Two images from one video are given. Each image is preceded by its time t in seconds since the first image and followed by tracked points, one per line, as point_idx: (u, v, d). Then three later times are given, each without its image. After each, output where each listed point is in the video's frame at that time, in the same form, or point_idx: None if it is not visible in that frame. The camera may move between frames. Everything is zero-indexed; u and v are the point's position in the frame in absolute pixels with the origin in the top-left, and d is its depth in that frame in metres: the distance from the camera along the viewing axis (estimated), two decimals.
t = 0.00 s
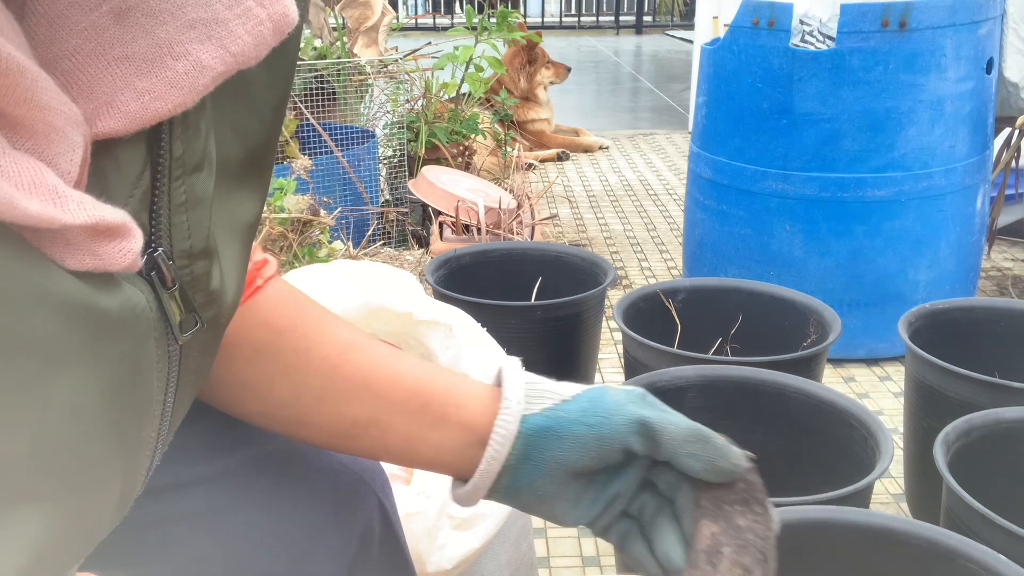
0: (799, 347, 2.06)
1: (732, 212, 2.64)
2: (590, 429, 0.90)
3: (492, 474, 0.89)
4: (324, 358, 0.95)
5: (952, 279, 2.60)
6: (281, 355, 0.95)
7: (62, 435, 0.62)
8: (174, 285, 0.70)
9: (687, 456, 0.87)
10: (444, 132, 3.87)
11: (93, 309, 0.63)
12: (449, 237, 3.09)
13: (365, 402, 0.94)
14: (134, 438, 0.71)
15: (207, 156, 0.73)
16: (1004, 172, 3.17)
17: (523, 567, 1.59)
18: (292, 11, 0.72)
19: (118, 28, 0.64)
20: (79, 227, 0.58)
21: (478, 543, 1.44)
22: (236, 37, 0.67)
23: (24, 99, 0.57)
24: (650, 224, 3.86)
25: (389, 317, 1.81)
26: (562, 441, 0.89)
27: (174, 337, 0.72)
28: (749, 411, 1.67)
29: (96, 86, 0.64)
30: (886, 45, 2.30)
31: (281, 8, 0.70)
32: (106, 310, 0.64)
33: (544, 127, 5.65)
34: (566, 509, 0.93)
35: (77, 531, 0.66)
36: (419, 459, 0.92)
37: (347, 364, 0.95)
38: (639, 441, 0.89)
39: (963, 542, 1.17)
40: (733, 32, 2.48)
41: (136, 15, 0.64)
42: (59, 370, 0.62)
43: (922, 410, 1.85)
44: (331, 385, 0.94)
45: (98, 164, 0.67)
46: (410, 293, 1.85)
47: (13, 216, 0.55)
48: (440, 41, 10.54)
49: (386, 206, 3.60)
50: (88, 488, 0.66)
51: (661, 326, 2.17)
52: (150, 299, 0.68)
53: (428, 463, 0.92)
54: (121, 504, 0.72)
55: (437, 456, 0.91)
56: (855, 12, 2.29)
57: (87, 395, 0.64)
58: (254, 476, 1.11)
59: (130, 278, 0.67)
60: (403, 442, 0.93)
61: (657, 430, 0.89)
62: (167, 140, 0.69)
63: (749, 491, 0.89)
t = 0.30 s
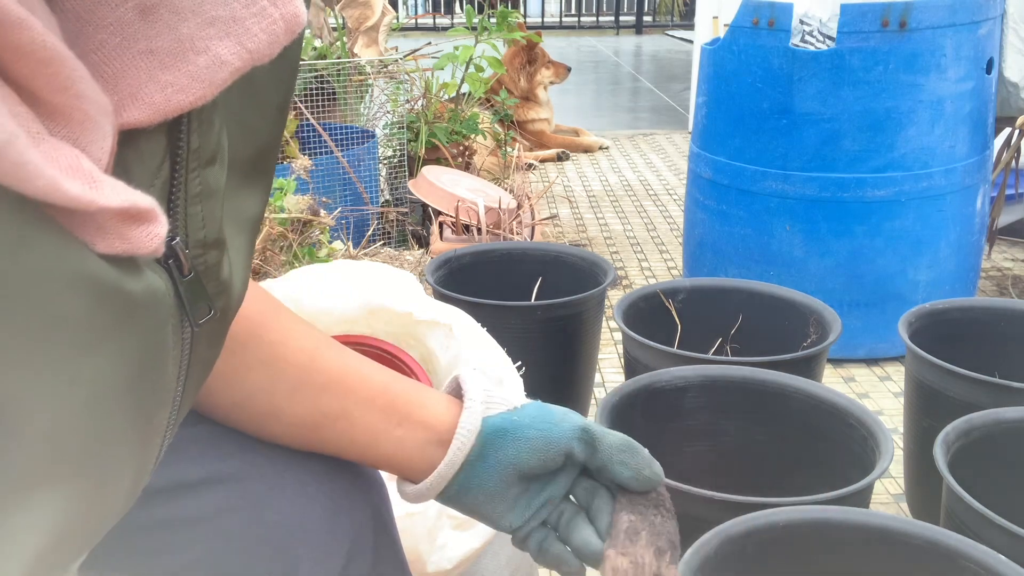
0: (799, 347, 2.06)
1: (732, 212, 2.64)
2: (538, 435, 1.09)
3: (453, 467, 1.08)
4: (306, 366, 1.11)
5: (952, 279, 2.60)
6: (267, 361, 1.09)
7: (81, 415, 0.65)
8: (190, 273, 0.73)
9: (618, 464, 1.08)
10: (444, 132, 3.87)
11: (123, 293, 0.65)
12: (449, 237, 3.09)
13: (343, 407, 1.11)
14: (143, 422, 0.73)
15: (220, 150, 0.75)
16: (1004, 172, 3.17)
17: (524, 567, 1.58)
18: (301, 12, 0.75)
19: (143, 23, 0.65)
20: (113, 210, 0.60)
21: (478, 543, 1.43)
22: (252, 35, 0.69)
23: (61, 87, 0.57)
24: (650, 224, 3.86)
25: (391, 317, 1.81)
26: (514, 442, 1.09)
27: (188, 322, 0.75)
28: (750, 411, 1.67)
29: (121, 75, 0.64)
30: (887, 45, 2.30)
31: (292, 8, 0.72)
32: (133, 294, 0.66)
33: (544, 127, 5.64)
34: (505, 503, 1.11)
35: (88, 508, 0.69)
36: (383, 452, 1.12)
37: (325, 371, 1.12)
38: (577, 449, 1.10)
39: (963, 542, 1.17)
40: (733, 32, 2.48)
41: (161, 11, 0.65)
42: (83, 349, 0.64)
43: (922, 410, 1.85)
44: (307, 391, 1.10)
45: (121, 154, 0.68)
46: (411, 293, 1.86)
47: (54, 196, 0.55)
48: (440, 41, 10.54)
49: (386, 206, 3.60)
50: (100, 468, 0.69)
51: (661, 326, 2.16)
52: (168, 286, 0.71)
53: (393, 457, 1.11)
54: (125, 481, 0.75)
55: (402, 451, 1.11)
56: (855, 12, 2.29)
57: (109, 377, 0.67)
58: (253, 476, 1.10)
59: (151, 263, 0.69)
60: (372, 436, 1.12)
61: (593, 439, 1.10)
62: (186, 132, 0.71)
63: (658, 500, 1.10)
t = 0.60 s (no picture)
0: (799, 347, 2.06)
1: (732, 212, 2.64)
2: (547, 425, 1.10)
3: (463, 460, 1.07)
4: (314, 361, 1.12)
5: (952, 279, 2.60)
6: (278, 354, 1.10)
7: (128, 379, 0.68)
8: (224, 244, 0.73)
9: (625, 453, 1.09)
10: (444, 132, 3.87)
11: (171, 255, 0.66)
12: (449, 237, 3.09)
13: (353, 401, 1.12)
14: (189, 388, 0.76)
15: (242, 131, 0.76)
16: (1003, 172, 3.17)
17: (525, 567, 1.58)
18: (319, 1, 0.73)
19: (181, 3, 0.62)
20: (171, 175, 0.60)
21: (478, 543, 1.43)
22: (279, 18, 0.67)
23: (120, 63, 0.56)
24: (650, 224, 3.86)
25: (392, 318, 1.81)
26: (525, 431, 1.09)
27: (220, 292, 0.75)
28: (750, 411, 1.67)
29: (162, 55, 0.63)
30: (886, 45, 2.30)
31: None
32: (180, 258, 0.67)
33: (544, 127, 5.64)
34: (514, 496, 1.11)
35: (136, 472, 0.73)
36: (393, 444, 1.12)
37: (334, 365, 1.13)
38: (586, 440, 1.11)
39: (963, 542, 1.17)
40: (733, 32, 2.48)
41: None
42: (136, 310, 0.66)
43: (922, 410, 1.84)
44: (318, 385, 1.11)
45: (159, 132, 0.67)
46: (411, 293, 1.86)
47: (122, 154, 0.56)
48: (440, 41, 10.53)
49: (386, 206, 3.60)
50: (148, 431, 0.72)
51: (662, 326, 2.16)
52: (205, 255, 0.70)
53: (404, 449, 1.11)
54: (171, 447, 0.79)
55: (415, 440, 1.11)
56: (855, 12, 2.29)
57: (156, 344, 0.69)
58: (252, 475, 1.10)
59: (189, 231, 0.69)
60: (382, 428, 1.12)
61: (601, 430, 1.11)
62: (219, 110, 0.71)
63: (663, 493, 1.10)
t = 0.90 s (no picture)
0: (799, 347, 2.06)
1: (732, 212, 2.64)
2: (557, 412, 1.05)
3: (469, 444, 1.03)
4: (325, 352, 1.12)
5: (952, 279, 2.60)
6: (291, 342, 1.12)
7: (158, 350, 0.70)
8: (241, 229, 0.75)
9: (634, 443, 1.05)
10: (444, 132, 3.87)
11: (199, 231, 0.69)
12: (449, 237, 3.09)
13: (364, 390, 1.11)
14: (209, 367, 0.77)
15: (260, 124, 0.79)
16: (1004, 172, 3.17)
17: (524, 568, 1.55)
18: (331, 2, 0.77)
19: None
20: (198, 154, 0.65)
21: (478, 543, 1.43)
22: (298, 16, 0.72)
23: (161, 49, 0.61)
24: (650, 224, 3.86)
25: (392, 318, 1.82)
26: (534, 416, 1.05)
27: (241, 275, 0.77)
28: (750, 411, 1.67)
29: (191, 45, 0.67)
30: (886, 45, 2.30)
31: None
32: (207, 234, 0.70)
33: (544, 128, 5.64)
34: (523, 484, 1.05)
35: (156, 447, 0.73)
36: (401, 429, 1.08)
37: (347, 356, 1.13)
38: (596, 429, 1.05)
39: (963, 542, 1.17)
40: (733, 32, 2.48)
41: None
42: (166, 284, 0.69)
43: (921, 409, 1.85)
44: (330, 373, 1.11)
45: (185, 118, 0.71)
46: (410, 293, 1.87)
47: (155, 134, 0.62)
48: (440, 41, 10.52)
49: (386, 206, 3.60)
50: (172, 406, 0.73)
51: (662, 325, 2.16)
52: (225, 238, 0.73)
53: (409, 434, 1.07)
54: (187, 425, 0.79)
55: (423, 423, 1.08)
56: (855, 12, 2.29)
57: (180, 315, 0.71)
58: (252, 475, 1.11)
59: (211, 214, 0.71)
60: (389, 415, 1.09)
61: (611, 419, 1.05)
62: (240, 100, 0.74)
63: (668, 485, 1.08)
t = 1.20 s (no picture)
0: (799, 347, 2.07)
1: (732, 212, 2.64)
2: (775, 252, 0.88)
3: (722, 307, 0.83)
4: (498, 243, 0.84)
5: (952, 279, 2.60)
6: (452, 248, 0.84)
7: (169, 362, 0.56)
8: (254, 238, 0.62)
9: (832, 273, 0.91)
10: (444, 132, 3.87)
11: (213, 237, 0.55)
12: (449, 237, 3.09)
13: (576, 269, 0.83)
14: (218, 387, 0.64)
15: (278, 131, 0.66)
16: (1003, 172, 3.17)
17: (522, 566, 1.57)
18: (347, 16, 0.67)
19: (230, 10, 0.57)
20: (212, 161, 0.53)
21: (478, 544, 1.43)
22: (315, 30, 0.61)
23: (178, 51, 0.52)
24: (650, 224, 3.87)
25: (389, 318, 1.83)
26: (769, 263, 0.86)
27: (251, 286, 0.64)
28: (749, 411, 1.67)
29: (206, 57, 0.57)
30: (886, 45, 2.30)
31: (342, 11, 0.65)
32: (222, 243, 0.56)
33: (544, 127, 5.65)
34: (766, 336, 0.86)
35: (162, 464, 0.60)
36: (651, 310, 0.83)
37: (540, 248, 0.84)
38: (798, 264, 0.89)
39: (963, 542, 1.17)
40: (733, 32, 2.48)
41: None
42: (182, 285, 0.55)
43: (923, 410, 1.84)
44: (517, 264, 0.83)
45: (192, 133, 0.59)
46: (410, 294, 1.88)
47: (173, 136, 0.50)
48: (440, 41, 10.55)
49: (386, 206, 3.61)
50: (181, 427, 0.59)
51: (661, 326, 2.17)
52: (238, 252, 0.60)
53: (661, 310, 0.82)
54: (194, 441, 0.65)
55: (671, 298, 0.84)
56: (855, 12, 2.29)
57: (193, 325, 0.57)
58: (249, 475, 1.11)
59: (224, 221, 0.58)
60: (626, 297, 0.83)
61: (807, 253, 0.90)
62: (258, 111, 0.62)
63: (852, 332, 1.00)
